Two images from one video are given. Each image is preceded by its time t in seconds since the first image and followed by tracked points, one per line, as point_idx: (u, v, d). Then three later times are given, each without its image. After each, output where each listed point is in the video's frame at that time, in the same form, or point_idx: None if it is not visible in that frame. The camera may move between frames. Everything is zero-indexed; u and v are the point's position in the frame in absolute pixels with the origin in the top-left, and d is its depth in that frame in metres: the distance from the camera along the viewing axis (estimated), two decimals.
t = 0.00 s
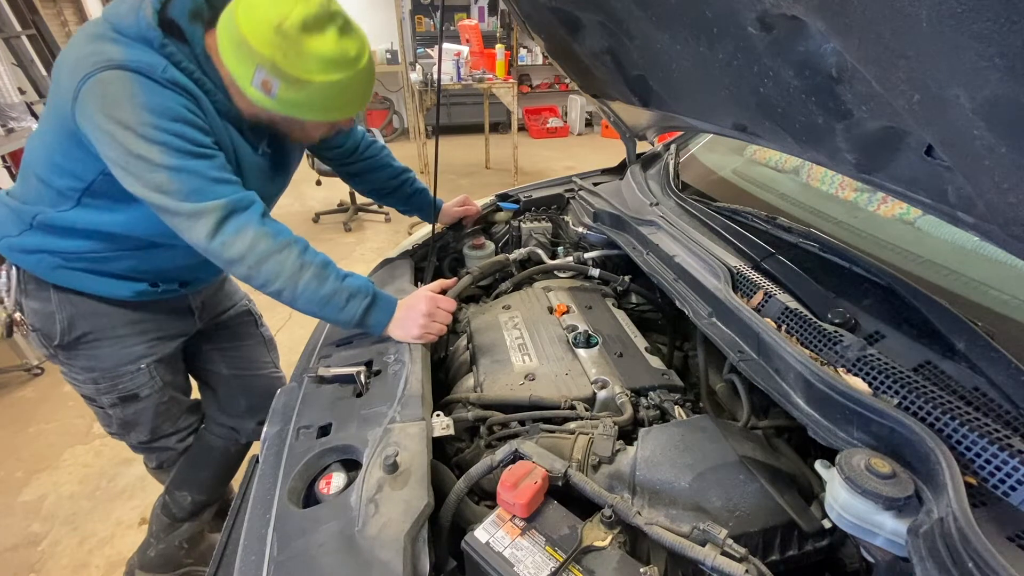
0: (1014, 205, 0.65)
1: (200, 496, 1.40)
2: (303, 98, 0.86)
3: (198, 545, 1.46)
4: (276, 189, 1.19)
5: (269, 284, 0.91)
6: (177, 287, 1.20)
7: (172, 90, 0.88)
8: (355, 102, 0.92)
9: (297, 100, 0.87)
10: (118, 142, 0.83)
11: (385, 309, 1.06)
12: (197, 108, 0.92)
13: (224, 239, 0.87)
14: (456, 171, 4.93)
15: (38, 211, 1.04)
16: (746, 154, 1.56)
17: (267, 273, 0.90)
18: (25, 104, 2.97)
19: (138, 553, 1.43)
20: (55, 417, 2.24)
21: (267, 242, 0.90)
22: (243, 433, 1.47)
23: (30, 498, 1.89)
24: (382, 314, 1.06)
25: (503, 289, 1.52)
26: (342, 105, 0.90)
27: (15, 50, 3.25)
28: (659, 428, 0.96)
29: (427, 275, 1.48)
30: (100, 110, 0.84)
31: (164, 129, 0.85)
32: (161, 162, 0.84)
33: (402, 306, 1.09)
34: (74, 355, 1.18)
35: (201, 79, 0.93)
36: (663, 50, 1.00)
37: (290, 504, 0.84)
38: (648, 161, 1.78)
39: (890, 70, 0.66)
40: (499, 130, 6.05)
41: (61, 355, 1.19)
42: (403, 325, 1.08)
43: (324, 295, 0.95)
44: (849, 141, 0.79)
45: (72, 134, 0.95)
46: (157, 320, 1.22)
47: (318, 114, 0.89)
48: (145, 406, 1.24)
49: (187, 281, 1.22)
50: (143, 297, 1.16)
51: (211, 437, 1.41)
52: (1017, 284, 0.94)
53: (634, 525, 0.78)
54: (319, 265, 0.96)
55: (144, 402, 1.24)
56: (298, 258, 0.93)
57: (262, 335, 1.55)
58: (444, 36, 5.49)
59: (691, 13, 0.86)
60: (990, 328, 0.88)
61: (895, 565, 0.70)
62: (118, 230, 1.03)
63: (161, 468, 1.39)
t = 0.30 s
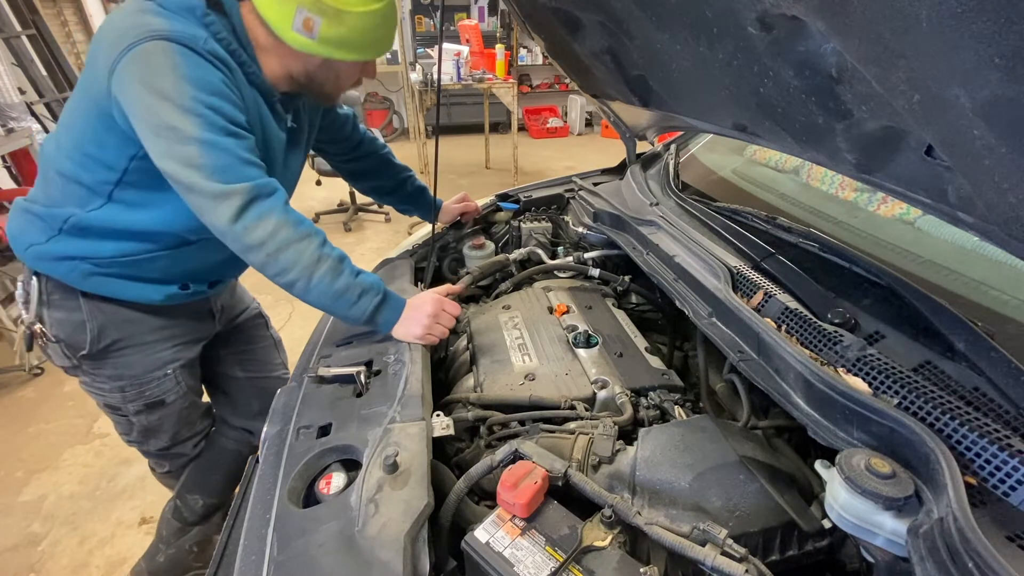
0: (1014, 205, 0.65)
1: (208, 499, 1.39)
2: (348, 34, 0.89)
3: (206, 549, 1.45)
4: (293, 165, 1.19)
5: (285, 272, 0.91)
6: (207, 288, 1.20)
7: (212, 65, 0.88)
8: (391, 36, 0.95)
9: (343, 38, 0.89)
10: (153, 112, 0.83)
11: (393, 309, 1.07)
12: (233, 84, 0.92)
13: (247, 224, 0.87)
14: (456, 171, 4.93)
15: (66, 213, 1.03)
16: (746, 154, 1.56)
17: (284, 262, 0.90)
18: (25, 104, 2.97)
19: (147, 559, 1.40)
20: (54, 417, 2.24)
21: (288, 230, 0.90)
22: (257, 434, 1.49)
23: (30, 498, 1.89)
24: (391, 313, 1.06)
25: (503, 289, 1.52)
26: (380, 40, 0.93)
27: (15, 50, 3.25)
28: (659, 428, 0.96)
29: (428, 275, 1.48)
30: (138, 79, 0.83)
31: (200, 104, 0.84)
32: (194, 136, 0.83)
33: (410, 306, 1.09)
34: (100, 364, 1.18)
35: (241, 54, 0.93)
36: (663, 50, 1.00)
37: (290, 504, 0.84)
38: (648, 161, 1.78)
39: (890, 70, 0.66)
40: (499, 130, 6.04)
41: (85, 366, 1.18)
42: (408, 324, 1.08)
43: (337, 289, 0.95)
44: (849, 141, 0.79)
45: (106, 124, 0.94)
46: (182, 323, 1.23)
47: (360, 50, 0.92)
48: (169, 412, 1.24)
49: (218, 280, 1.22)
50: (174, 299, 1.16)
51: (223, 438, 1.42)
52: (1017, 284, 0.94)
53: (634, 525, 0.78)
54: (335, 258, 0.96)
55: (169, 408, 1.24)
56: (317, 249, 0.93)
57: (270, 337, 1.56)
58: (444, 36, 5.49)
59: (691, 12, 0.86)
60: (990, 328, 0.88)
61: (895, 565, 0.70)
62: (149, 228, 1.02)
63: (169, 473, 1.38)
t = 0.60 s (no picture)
0: (1014, 205, 0.65)
1: (215, 499, 1.39)
2: (363, 12, 0.87)
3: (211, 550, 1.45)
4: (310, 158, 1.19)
5: (288, 271, 0.91)
6: (226, 287, 1.21)
7: (230, 60, 0.89)
8: (408, 23, 0.94)
9: (360, 17, 0.88)
10: (167, 106, 0.84)
11: (395, 307, 1.07)
12: (252, 80, 0.93)
13: (253, 221, 0.87)
14: (456, 171, 4.93)
15: (90, 214, 1.03)
16: (746, 154, 1.56)
17: (287, 261, 0.90)
18: (25, 104, 2.97)
19: (150, 560, 1.41)
20: (54, 417, 2.24)
21: (294, 230, 0.90)
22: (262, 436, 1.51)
23: (30, 498, 1.89)
24: (393, 312, 1.07)
25: (503, 289, 1.52)
26: (397, 25, 0.92)
27: (15, 50, 3.25)
28: (659, 428, 0.96)
29: (427, 275, 1.48)
30: (156, 72, 0.84)
31: (216, 98, 0.85)
32: (206, 131, 0.84)
33: (411, 306, 1.09)
34: (117, 367, 1.17)
35: (261, 49, 0.94)
36: (663, 50, 1.00)
37: (290, 504, 0.84)
38: (648, 161, 1.78)
39: (890, 70, 0.66)
40: (499, 130, 6.05)
41: (101, 369, 1.17)
42: (409, 322, 1.08)
43: (339, 289, 0.95)
44: (849, 141, 0.79)
45: (133, 123, 0.94)
46: (199, 325, 1.23)
47: (377, 33, 0.90)
48: (183, 413, 1.25)
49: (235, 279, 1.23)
50: (194, 300, 1.16)
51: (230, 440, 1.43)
52: (1017, 284, 0.94)
53: (634, 525, 0.78)
54: (339, 258, 0.96)
55: (183, 409, 1.25)
56: (321, 248, 0.93)
57: (277, 337, 1.56)
58: (444, 36, 5.49)
59: (691, 12, 0.86)
60: (990, 328, 0.88)
61: (895, 565, 0.70)
62: (174, 228, 1.02)
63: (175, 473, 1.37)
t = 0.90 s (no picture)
0: (1014, 205, 0.65)
1: (214, 499, 1.39)
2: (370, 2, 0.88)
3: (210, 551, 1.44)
4: (311, 157, 1.19)
5: (286, 273, 0.91)
6: (225, 288, 1.21)
7: (227, 61, 0.88)
8: (410, 17, 0.95)
9: (366, 7, 0.88)
10: (163, 108, 0.83)
11: (395, 308, 1.07)
12: (249, 81, 0.93)
13: (250, 223, 0.87)
14: (456, 171, 4.93)
15: (90, 213, 1.03)
16: (746, 154, 1.56)
17: (285, 263, 0.91)
18: (25, 104, 2.98)
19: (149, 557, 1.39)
20: (54, 417, 2.24)
21: (291, 232, 0.90)
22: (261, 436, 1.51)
23: (30, 498, 1.89)
24: (392, 313, 1.07)
25: (503, 289, 1.52)
26: (401, 16, 0.93)
27: (15, 50, 3.26)
28: (659, 428, 0.96)
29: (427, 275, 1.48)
30: (152, 74, 0.84)
31: (212, 100, 0.85)
32: (202, 134, 0.84)
33: (410, 306, 1.10)
34: (115, 366, 1.17)
35: (259, 49, 0.94)
36: (663, 50, 1.00)
37: (290, 504, 0.84)
38: (648, 161, 1.78)
39: (890, 70, 0.66)
40: (499, 130, 6.05)
41: (99, 367, 1.17)
42: (409, 322, 1.08)
43: (338, 291, 0.95)
44: (849, 141, 0.79)
45: (133, 122, 0.94)
46: (197, 326, 1.23)
47: (382, 24, 0.91)
48: (181, 413, 1.25)
49: (235, 280, 1.23)
50: (192, 301, 1.16)
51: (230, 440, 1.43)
52: (1017, 284, 0.94)
53: (634, 525, 0.78)
54: (337, 259, 0.96)
55: (181, 409, 1.25)
56: (319, 250, 0.93)
57: (280, 338, 1.56)
58: (444, 36, 5.49)
59: (691, 12, 0.86)
60: (990, 328, 0.88)
61: (895, 565, 0.70)
62: (172, 229, 1.02)
63: (177, 472, 1.38)
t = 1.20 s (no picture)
0: (1014, 205, 0.65)
1: (207, 505, 1.40)
2: None
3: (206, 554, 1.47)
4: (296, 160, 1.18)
5: (285, 277, 0.92)
6: (205, 295, 1.20)
7: (213, 64, 0.87)
8: (403, 15, 0.91)
9: (355, 4, 0.84)
10: (150, 115, 0.83)
11: (394, 309, 1.07)
12: (236, 83, 0.92)
13: (246, 228, 0.88)
14: (456, 171, 4.93)
15: (67, 217, 1.03)
16: (746, 154, 1.56)
17: (283, 267, 0.91)
18: (26, 104, 2.97)
19: (145, 561, 1.42)
20: (54, 417, 2.24)
21: (288, 235, 0.90)
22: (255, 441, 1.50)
23: (30, 498, 1.89)
24: (391, 313, 1.07)
25: (503, 289, 1.52)
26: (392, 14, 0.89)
27: (15, 50, 3.25)
28: (659, 428, 0.96)
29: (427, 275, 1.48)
30: (136, 80, 0.83)
31: (200, 105, 0.84)
32: (192, 140, 0.83)
33: (410, 306, 1.10)
34: (94, 372, 1.17)
35: (243, 50, 0.92)
36: (663, 50, 1.00)
37: (290, 504, 0.84)
38: (648, 161, 1.78)
39: (890, 70, 0.66)
40: (499, 130, 6.05)
41: (79, 373, 1.17)
42: (408, 323, 1.08)
43: (337, 293, 0.96)
44: (849, 141, 0.79)
45: (107, 125, 0.94)
46: (178, 333, 1.23)
47: (373, 21, 0.87)
48: (165, 420, 1.24)
49: (216, 288, 1.22)
50: (170, 308, 1.16)
51: (223, 445, 1.41)
52: (1017, 284, 0.94)
53: (634, 525, 0.78)
54: (335, 261, 0.96)
55: (164, 416, 1.24)
56: (317, 253, 0.93)
57: (274, 343, 1.56)
58: (444, 36, 5.49)
59: (691, 12, 0.86)
60: (990, 328, 0.88)
61: (895, 565, 0.70)
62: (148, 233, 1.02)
63: (169, 475, 1.38)
